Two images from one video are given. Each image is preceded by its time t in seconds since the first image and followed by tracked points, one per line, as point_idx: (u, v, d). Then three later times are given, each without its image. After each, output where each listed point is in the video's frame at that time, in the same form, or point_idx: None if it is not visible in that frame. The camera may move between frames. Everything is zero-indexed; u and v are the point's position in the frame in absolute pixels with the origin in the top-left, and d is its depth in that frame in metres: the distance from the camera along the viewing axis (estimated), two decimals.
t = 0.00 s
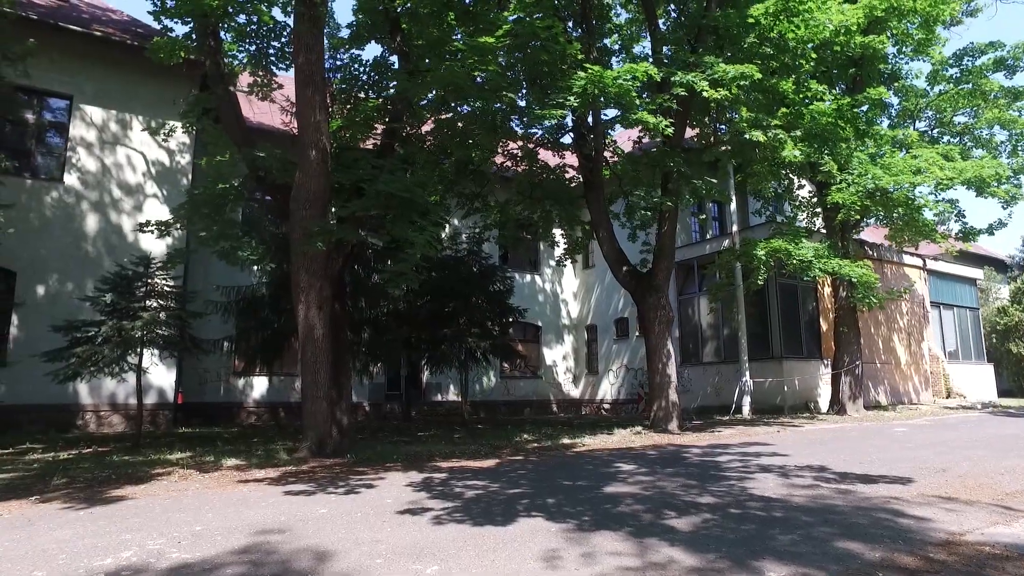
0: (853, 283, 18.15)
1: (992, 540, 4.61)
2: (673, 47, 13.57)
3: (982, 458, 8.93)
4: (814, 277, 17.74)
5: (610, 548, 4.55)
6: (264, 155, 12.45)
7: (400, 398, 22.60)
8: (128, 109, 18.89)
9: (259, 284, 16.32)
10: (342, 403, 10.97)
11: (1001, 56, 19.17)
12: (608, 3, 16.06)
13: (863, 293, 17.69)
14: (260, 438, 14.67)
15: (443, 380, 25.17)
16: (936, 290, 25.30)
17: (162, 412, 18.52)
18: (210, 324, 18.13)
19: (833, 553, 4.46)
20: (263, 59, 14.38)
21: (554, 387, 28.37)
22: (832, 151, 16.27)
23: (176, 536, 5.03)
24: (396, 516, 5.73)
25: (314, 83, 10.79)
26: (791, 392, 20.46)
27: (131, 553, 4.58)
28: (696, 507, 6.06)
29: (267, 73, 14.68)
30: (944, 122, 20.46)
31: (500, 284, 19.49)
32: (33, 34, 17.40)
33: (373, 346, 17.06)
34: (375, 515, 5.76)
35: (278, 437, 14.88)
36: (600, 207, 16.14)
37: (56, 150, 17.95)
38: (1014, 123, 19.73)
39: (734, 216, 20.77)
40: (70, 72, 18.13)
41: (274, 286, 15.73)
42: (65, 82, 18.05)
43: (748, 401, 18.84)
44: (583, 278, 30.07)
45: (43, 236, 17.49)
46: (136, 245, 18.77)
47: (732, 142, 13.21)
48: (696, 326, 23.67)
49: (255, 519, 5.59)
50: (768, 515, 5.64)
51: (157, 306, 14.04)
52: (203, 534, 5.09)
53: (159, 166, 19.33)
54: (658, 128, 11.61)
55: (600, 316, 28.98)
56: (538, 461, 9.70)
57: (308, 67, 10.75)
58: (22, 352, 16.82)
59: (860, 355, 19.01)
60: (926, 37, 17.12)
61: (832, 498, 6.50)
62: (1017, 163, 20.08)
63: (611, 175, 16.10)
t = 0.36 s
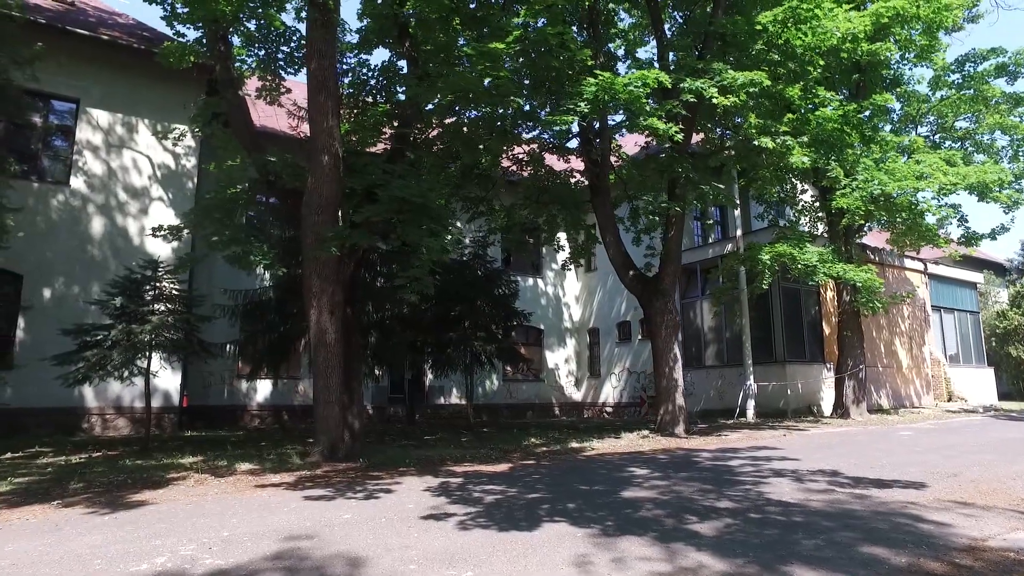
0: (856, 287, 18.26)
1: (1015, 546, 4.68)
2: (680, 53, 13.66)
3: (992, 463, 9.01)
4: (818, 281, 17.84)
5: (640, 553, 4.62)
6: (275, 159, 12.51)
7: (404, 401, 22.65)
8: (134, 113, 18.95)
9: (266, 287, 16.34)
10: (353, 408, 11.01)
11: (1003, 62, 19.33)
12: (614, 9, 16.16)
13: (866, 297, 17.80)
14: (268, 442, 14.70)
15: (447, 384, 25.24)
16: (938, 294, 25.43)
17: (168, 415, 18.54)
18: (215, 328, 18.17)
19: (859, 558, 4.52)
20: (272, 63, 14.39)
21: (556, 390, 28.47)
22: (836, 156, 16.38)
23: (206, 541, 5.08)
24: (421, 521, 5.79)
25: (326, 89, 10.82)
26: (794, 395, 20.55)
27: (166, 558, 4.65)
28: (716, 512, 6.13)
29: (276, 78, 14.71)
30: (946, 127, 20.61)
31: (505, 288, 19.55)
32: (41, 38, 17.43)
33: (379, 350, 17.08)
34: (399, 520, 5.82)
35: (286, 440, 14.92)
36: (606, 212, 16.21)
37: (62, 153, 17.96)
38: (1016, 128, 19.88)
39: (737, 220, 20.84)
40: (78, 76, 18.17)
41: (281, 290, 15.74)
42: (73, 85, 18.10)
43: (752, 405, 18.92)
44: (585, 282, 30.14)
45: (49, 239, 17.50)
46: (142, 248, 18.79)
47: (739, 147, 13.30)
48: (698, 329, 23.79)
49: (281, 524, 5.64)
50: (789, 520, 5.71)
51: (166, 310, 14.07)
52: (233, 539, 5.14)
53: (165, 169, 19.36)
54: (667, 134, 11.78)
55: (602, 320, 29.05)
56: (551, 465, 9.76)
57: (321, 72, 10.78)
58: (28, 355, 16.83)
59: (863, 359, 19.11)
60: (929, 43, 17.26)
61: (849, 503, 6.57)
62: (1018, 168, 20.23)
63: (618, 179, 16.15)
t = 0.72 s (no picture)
0: (863, 290, 18.37)
1: None
2: (691, 57, 13.75)
3: (1007, 464, 9.11)
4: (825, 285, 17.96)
5: (678, 551, 4.70)
6: (291, 162, 12.58)
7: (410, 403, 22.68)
8: (143, 116, 19.02)
9: (276, 290, 16.39)
10: (370, 410, 11.05)
11: (1007, 68, 19.54)
12: (622, 14, 16.26)
13: (873, 300, 17.92)
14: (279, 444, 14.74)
15: (452, 387, 25.30)
16: (941, 298, 25.57)
17: (176, 417, 18.54)
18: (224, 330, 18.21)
19: (894, 555, 4.59)
20: (285, 67, 14.40)
21: (560, 393, 28.54)
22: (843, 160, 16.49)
23: (245, 540, 5.13)
24: (453, 521, 5.85)
25: (344, 93, 10.88)
26: (800, 399, 20.63)
27: (211, 556, 4.71)
28: (743, 511, 6.22)
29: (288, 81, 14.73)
30: (949, 132, 20.79)
31: (512, 291, 19.62)
32: (54, 41, 17.51)
33: (389, 353, 17.13)
34: (432, 520, 5.88)
35: (297, 442, 14.96)
36: (616, 215, 16.28)
37: (72, 156, 18.02)
38: (1019, 133, 20.07)
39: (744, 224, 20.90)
40: (89, 79, 18.24)
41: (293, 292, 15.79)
42: (83, 88, 18.17)
43: (759, 408, 18.99)
44: (589, 285, 30.22)
45: (59, 241, 17.54)
46: (150, 250, 18.85)
47: (749, 152, 13.41)
48: (701, 332, 23.92)
49: (316, 524, 5.69)
50: (817, 519, 5.79)
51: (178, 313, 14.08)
52: (271, 538, 5.19)
53: (174, 172, 19.41)
54: (682, 138, 11.86)
55: (606, 323, 29.13)
56: (569, 467, 9.84)
57: (339, 76, 10.85)
58: (38, 357, 16.86)
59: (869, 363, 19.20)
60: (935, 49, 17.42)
61: (873, 503, 6.65)
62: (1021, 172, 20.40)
63: (628, 183, 16.23)
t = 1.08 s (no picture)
0: (868, 293, 18.51)
1: None
2: (701, 62, 13.88)
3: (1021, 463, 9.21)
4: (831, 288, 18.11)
5: (718, 545, 4.77)
6: (307, 164, 12.63)
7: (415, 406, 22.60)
8: (153, 119, 19.08)
9: (286, 292, 16.42)
10: (387, 411, 11.09)
11: (1009, 73, 19.77)
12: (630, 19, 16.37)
13: (878, 302, 18.06)
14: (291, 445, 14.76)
15: (456, 389, 25.33)
16: (942, 301, 25.77)
17: (184, 419, 18.51)
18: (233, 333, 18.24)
19: (931, 549, 4.67)
20: (298, 69, 14.52)
21: (563, 396, 28.59)
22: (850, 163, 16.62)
23: (287, 537, 5.17)
24: (487, 519, 5.91)
25: (362, 95, 10.95)
26: (805, 401, 20.75)
27: (258, 551, 4.75)
28: (771, 508, 6.30)
29: (300, 83, 14.82)
30: (952, 137, 21.00)
31: (520, 293, 19.69)
32: (65, 44, 17.60)
33: (399, 355, 17.18)
34: (466, 518, 5.93)
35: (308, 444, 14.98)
36: (626, 218, 16.39)
37: (81, 158, 18.07)
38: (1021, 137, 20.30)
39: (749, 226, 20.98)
40: (99, 81, 18.31)
41: (305, 294, 15.84)
42: (93, 91, 18.23)
43: (765, 410, 19.09)
44: (592, 288, 30.27)
45: (69, 242, 17.58)
46: (159, 252, 18.87)
47: (759, 154, 13.53)
48: (703, 335, 24.08)
49: (352, 522, 5.73)
50: (846, 515, 5.87)
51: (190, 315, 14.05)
52: (312, 535, 5.23)
53: (182, 174, 19.44)
54: (696, 142, 11.99)
55: (610, 326, 29.24)
56: (587, 467, 9.90)
57: (357, 79, 10.92)
58: (47, 358, 16.88)
59: (874, 365, 19.33)
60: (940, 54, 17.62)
61: (897, 500, 6.73)
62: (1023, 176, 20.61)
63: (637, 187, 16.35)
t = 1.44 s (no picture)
0: (870, 295, 18.71)
1: None
2: (710, 66, 14.02)
3: None
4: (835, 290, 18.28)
5: (755, 542, 4.87)
6: (320, 166, 12.67)
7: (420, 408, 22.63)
8: (159, 121, 19.10)
9: (295, 293, 16.47)
10: (402, 412, 11.13)
11: (1008, 78, 20.04)
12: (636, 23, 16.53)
13: (881, 304, 18.26)
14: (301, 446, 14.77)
15: (459, 391, 25.38)
16: (941, 304, 26.01)
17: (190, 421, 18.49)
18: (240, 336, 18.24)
19: (963, 545, 4.77)
20: (309, 72, 14.63)
21: (565, 398, 28.66)
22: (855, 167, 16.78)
23: (328, 535, 5.22)
24: (520, 518, 5.99)
25: (378, 98, 11.00)
26: (807, 402, 20.92)
27: (303, 550, 4.80)
28: (797, 506, 6.41)
29: (310, 86, 14.90)
30: (951, 141, 21.24)
31: (526, 295, 19.74)
32: (73, 46, 17.64)
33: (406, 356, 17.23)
34: (499, 517, 6.01)
35: (317, 446, 14.99)
36: (634, 221, 16.52)
37: (87, 160, 18.07)
38: (1019, 142, 20.56)
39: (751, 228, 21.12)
40: (107, 83, 18.34)
41: (314, 296, 15.88)
42: (101, 92, 18.24)
43: (769, 412, 19.21)
44: (593, 290, 30.39)
45: (75, 243, 17.55)
46: (165, 254, 18.91)
47: (768, 157, 13.69)
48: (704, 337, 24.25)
49: (388, 521, 5.79)
50: (873, 513, 5.97)
51: (201, 316, 14.08)
52: (352, 534, 5.28)
53: (187, 175, 19.48)
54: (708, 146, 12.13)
55: (611, 328, 29.37)
56: (603, 468, 9.99)
57: (373, 81, 10.97)
58: (54, 360, 16.83)
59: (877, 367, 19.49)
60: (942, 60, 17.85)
61: (918, 498, 6.85)
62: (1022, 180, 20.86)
63: (643, 190, 16.49)
